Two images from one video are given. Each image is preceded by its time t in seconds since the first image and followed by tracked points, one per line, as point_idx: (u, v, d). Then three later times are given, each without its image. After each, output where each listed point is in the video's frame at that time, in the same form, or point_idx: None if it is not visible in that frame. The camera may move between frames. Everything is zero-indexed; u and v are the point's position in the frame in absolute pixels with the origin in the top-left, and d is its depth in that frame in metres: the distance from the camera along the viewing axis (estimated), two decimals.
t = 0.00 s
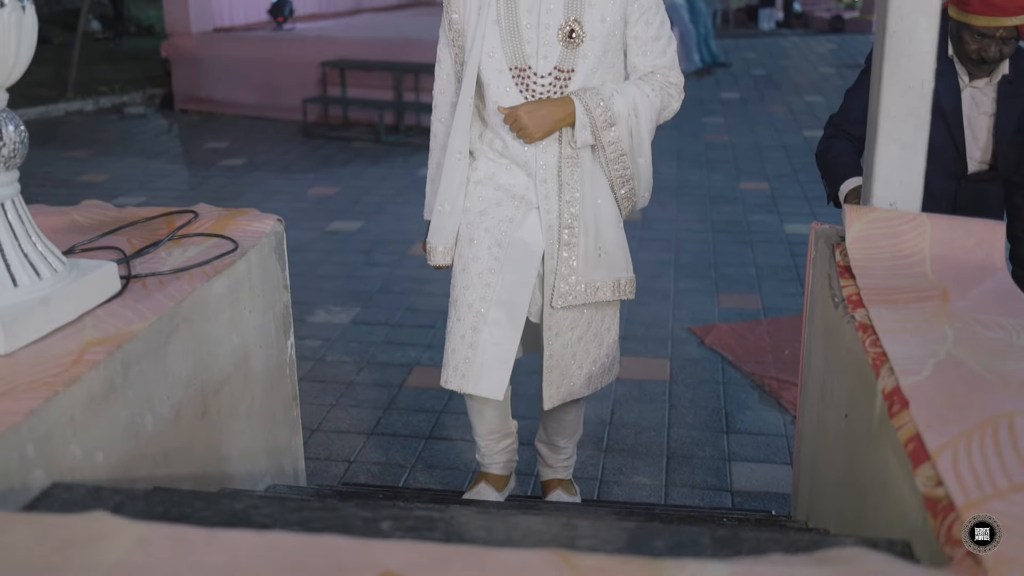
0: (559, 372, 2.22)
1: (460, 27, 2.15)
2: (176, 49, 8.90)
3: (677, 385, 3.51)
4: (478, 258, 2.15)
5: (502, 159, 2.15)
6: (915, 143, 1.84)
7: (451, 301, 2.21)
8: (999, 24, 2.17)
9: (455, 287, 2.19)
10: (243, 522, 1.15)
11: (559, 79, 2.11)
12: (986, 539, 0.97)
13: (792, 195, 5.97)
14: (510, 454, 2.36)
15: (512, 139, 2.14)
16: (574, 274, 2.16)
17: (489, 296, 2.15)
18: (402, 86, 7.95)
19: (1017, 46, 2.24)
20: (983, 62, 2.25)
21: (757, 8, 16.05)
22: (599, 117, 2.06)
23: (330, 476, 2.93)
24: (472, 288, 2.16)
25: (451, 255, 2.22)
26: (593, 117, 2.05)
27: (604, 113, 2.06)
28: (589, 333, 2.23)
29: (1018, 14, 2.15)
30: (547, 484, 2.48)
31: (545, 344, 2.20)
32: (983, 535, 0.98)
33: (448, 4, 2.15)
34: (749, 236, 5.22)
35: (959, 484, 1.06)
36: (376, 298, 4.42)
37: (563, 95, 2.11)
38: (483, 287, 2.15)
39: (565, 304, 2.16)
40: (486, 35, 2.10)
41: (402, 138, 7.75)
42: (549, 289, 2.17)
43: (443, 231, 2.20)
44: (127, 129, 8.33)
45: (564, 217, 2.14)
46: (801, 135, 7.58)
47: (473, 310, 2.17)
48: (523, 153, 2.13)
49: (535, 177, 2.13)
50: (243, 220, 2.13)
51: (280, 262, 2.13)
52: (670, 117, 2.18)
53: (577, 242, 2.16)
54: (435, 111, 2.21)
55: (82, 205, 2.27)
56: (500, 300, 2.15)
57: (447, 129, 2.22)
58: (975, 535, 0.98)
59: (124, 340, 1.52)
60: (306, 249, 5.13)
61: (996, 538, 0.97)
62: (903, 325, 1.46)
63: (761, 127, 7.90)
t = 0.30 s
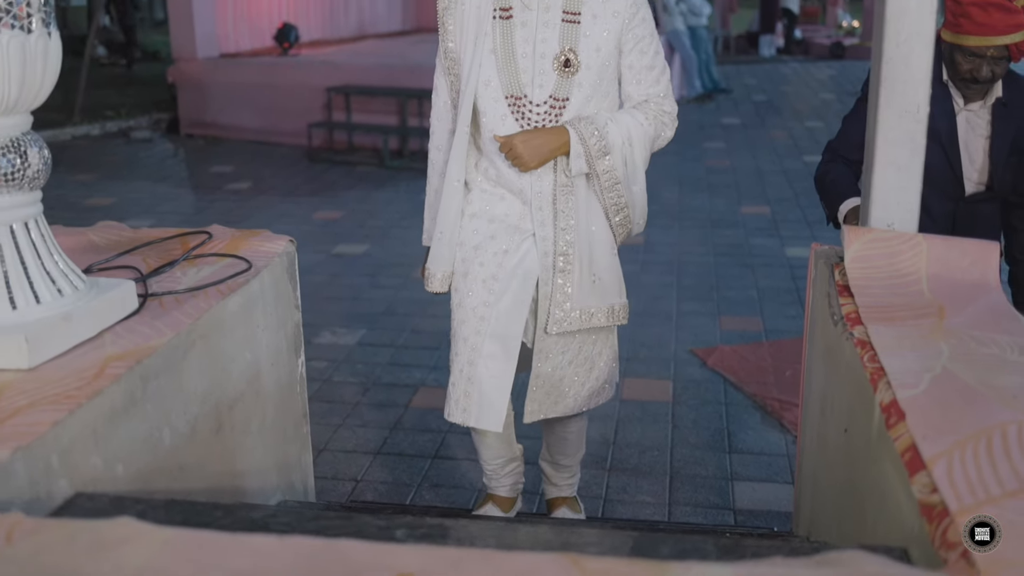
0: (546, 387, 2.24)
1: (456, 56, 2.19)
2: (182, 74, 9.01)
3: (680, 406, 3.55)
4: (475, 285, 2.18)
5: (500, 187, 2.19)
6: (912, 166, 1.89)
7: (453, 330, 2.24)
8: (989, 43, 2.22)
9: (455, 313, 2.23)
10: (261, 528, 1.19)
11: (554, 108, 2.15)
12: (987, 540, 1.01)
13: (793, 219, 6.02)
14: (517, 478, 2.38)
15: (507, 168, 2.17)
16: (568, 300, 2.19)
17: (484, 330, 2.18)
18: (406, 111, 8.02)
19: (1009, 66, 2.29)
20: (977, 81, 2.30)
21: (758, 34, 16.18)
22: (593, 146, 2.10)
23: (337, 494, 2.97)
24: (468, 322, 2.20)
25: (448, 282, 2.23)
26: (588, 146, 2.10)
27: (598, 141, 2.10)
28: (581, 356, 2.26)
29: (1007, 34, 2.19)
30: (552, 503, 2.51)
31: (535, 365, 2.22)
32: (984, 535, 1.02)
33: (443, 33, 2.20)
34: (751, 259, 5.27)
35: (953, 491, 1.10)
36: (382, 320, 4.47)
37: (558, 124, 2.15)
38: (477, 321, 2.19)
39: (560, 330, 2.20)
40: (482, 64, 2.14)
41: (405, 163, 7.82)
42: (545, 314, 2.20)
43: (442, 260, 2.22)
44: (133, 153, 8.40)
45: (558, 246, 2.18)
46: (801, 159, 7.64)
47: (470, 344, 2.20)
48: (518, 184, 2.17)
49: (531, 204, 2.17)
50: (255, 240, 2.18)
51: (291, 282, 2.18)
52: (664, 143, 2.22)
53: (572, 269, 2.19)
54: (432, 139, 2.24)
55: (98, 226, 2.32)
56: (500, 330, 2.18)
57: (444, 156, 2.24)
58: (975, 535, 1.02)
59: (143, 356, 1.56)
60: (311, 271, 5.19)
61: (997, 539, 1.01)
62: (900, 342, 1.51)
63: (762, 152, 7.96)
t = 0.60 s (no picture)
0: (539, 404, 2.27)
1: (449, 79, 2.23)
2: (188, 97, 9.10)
3: (682, 426, 3.58)
4: (468, 308, 2.23)
5: (492, 210, 2.23)
6: (909, 188, 1.93)
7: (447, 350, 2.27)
8: (988, 64, 2.28)
9: (445, 336, 2.27)
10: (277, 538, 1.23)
11: (547, 129, 2.19)
12: (987, 540, 1.06)
13: (793, 241, 6.07)
14: (518, 495, 2.41)
15: (499, 186, 2.20)
16: (559, 320, 2.23)
17: (480, 357, 2.22)
18: (409, 135, 8.09)
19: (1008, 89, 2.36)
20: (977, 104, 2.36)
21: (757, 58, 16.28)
22: (586, 167, 2.13)
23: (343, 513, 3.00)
24: (465, 347, 2.23)
25: (441, 306, 2.28)
26: (582, 167, 2.13)
27: (591, 161, 2.13)
28: (574, 375, 2.30)
29: (1005, 56, 2.25)
30: (555, 518, 2.54)
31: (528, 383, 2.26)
32: (985, 537, 1.06)
33: (435, 57, 2.25)
34: (752, 282, 5.31)
35: (950, 501, 1.13)
36: (387, 341, 4.51)
37: (551, 144, 2.19)
38: (473, 347, 2.22)
39: (551, 349, 2.23)
40: (475, 88, 2.19)
41: (408, 186, 7.87)
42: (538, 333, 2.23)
43: (436, 283, 2.26)
44: (138, 176, 8.47)
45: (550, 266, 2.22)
46: (802, 183, 7.70)
47: (466, 371, 2.24)
48: (511, 206, 2.20)
49: (524, 225, 2.21)
50: (266, 261, 2.22)
51: (302, 301, 2.22)
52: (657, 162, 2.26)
53: (563, 288, 2.23)
54: (423, 163, 2.30)
55: (111, 246, 2.37)
56: (496, 352, 2.22)
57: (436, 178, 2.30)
58: (977, 538, 1.06)
59: (160, 372, 1.60)
60: (316, 293, 5.23)
61: (996, 540, 1.05)
62: (897, 359, 1.54)
63: (762, 176, 8.02)
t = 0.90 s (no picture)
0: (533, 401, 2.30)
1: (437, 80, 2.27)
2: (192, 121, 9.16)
3: (684, 447, 3.61)
4: (471, 316, 2.27)
5: (488, 211, 2.25)
6: (905, 211, 1.97)
7: (449, 354, 2.32)
8: (991, 88, 2.37)
9: (449, 339, 2.32)
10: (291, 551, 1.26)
11: (538, 124, 2.22)
12: (987, 541, 1.10)
13: (793, 264, 6.11)
14: (521, 511, 2.44)
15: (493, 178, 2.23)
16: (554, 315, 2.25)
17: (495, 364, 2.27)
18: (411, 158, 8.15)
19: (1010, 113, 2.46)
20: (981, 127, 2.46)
21: (757, 83, 16.37)
22: (582, 158, 2.16)
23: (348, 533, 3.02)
24: (478, 356, 2.27)
25: (444, 306, 2.27)
26: (576, 158, 2.15)
27: (586, 153, 2.16)
28: (577, 371, 2.33)
29: (1006, 80, 2.35)
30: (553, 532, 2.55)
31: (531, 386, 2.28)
32: (985, 538, 1.11)
33: (422, 60, 2.28)
34: (753, 304, 5.35)
35: (946, 514, 1.17)
36: (390, 363, 4.54)
37: (544, 138, 2.22)
38: (488, 355, 2.27)
39: (548, 344, 2.26)
40: (465, 88, 2.23)
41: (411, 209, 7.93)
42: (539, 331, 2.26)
43: (437, 286, 2.26)
44: (142, 199, 8.52)
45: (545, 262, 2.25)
46: (802, 207, 7.74)
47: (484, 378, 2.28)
48: (506, 203, 2.23)
49: (518, 223, 2.24)
50: (275, 282, 2.26)
51: (309, 323, 2.25)
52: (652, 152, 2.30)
53: (558, 284, 2.25)
54: (414, 164, 2.34)
55: (122, 267, 2.40)
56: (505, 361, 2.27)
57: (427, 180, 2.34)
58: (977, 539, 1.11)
59: (174, 391, 1.64)
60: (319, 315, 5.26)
61: (994, 542, 1.10)
62: (894, 378, 1.58)
63: (763, 200, 8.07)
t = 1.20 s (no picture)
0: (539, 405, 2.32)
1: (430, 83, 2.32)
2: (193, 143, 9.22)
3: (684, 466, 3.63)
4: (483, 326, 2.30)
5: (485, 216, 2.28)
6: (902, 230, 2.00)
7: (449, 367, 2.38)
8: (985, 109, 2.45)
9: (458, 337, 2.34)
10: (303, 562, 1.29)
11: (530, 123, 2.25)
12: (987, 542, 1.14)
13: (792, 285, 6.15)
14: (524, 530, 2.46)
15: (483, 175, 2.27)
16: (554, 319, 2.28)
17: (512, 365, 2.31)
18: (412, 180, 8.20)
19: (1000, 135, 2.54)
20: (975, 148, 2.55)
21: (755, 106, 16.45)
22: (576, 156, 2.19)
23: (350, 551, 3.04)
24: (494, 359, 2.31)
25: (466, 311, 2.30)
26: (569, 157, 2.18)
27: (580, 152, 2.19)
28: (581, 372, 2.34)
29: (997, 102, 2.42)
30: (552, 538, 2.53)
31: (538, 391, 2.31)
32: (985, 538, 1.15)
33: (415, 64, 2.33)
34: (751, 325, 5.38)
35: (942, 526, 1.19)
36: (391, 383, 4.56)
37: (537, 137, 2.25)
38: (502, 357, 2.31)
39: (553, 346, 2.29)
40: (460, 89, 2.27)
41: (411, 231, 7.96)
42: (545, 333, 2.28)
43: (456, 288, 2.29)
44: (144, 220, 8.56)
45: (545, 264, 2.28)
46: (800, 228, 7.79)
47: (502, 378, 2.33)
48: (501, 203, 2.27)
49: (513, 224, 2.27)
50: (281, 301, 2.29)
51: (314, 341, 2.28)
52: (644, 155, 2.34)
53: (559, 284, 2.28)
54: (407, 168, 2.36)
55: (129, 287, 2.44)
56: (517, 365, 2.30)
57: (421, 183, 2.37)
58: (979, 540, 1.15)
59: (184, 407, 1.66)
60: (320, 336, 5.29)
61: (994, 543, 1.14)
62: (892, 395, 1.61)
63: (761, 221, 8.12)
